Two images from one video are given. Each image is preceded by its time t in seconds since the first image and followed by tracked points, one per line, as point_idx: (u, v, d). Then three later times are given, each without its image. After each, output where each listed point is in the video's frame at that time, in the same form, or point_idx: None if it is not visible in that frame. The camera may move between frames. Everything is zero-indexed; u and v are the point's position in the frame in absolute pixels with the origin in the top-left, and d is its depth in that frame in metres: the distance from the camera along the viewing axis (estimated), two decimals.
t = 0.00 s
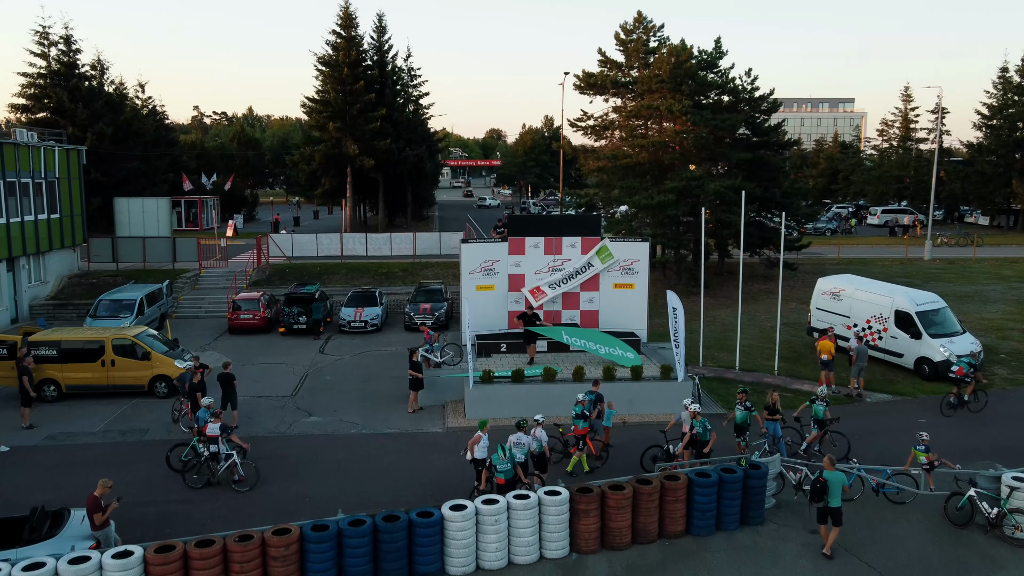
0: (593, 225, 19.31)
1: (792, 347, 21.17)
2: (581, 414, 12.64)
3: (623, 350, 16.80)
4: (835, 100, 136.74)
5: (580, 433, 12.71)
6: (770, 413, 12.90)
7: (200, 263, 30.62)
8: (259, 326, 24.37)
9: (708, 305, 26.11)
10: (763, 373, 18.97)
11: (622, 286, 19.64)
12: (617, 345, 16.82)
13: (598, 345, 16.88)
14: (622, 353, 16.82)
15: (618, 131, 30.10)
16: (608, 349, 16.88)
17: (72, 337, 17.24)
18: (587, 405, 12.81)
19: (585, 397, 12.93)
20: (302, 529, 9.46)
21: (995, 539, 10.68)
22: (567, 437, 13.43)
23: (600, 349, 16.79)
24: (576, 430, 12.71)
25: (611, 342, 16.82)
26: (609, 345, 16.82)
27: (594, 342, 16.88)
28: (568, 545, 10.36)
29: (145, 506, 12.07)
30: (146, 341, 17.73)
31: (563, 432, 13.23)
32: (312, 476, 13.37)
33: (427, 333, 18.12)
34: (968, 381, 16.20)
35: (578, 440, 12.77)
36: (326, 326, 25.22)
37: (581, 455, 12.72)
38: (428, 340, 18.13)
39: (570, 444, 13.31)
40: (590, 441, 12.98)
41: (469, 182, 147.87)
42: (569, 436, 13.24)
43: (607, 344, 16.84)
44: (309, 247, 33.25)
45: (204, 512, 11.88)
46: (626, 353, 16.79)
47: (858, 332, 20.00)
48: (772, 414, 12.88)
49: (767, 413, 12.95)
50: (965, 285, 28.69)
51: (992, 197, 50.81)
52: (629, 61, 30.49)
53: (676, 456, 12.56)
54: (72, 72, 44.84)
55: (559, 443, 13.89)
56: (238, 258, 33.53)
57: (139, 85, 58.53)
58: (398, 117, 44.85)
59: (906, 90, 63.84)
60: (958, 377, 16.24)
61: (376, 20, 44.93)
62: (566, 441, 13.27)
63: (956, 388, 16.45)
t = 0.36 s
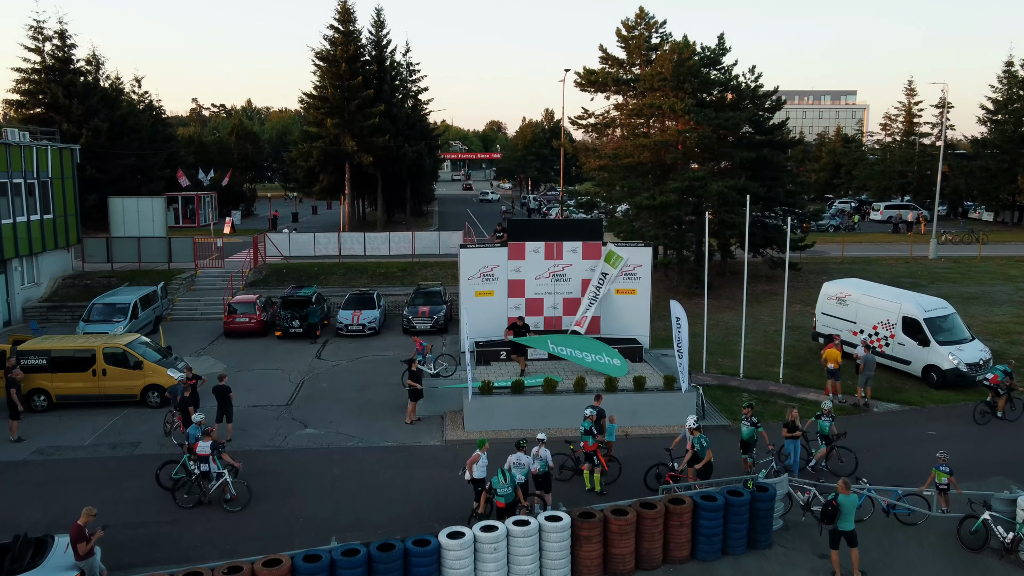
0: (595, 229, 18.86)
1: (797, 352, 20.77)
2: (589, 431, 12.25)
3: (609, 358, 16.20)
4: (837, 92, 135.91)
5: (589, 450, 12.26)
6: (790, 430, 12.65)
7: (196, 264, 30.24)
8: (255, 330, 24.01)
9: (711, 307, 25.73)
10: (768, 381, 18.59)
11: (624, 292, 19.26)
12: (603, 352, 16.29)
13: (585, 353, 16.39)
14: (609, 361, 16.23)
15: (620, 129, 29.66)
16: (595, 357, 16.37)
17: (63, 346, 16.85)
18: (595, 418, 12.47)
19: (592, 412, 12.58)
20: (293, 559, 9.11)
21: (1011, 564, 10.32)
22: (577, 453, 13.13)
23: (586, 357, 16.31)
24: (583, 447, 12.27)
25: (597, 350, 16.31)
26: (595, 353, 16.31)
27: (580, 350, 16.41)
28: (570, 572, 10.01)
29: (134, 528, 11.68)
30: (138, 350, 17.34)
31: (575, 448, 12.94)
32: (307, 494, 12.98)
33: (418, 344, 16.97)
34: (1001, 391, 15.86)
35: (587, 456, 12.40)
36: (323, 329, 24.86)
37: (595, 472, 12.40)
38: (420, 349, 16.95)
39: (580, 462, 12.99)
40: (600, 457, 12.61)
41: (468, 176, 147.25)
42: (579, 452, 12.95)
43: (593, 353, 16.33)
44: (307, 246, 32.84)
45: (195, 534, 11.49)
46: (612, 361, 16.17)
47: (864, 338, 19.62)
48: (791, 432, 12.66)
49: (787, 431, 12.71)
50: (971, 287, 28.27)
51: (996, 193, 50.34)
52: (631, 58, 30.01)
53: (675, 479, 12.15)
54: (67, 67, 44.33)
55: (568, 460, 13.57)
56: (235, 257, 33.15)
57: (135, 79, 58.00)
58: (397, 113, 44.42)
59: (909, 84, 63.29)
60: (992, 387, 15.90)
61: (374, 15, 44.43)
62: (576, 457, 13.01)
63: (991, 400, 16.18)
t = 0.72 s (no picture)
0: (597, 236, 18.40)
1: (802, 360, 20.34)
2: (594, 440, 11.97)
3: (591, 359, 15.92)
4: (839, 85, 135.09)
5: (597, 470, 11.97)
6: (807, 451, 12.04)
7: (191, 266, 29.84)
8: (251, 335, 23.61)
9: (713, 311, 25.33)
10: (773, 391, 18.16)
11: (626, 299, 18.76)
12: (584, 354, 15.95)
13: (566, 357, 15.97)
14: (591, 362, 15.97)
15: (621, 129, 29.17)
16: (577, 360, 15.99)
17: (51, 357, 16.45)
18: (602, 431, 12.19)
19: (601, 429, 12.32)
20: None
21: None
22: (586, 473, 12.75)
23: (568, 362, 15.87)
24: (592, 467, 11.99)
25: (578, 353, 15.93)
26: (576, 356, 15.92)
27: (561, 355, 15.92)
28: None
29: (120, 554, 11.27)
30: (129, 361, 16.92)
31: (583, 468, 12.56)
32: (300, 515, 12.57)
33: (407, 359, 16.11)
34: None
35: (597, 476, 12.08)
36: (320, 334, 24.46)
37: (607, 493, 12.13)
38: (411, 365, 16.04)
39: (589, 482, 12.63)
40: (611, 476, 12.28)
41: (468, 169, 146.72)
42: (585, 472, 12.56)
43: (575, 356, 15.94)
44: (304, 246, 32.37)
45: (183, 560, 11.08)
46: (595, 361, 15.93)
47: (872, 346, 19.19)
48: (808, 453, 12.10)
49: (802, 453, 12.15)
50: (978, 289, 27.83)
51: (1001, 190, 49.86)
52: (632, 56, 29.46)
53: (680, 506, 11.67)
54: (61, 63, 43.85)
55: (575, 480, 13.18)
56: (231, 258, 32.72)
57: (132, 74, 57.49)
58: (395, 109, 43.94)
59: (913, 78, 62.74)
60: None
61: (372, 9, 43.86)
62: (584, 477, 12.60)
63: None
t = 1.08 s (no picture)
0: (599, 245, 17.95)
1: (809, 371, 19.87)
2: (577, 452, 12.28)
3: (575, 377, 15.02)
4: (842, 78, 134.20)
5: (612, 498, 11.44)
6: (826, 481, 11.39)
7: (185, 269, 29.36)
8: (245, 342, 23.14)
9: (717, 317, 24.84)
10: (779, 405, 17.70)
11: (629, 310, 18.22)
12: (568, 373, 15.06)
13: (549, 376, 15.08)
14: (575, 381, 15.07)
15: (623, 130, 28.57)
16: (560, 379, 15.09)
17: (37, 373, 15.97)
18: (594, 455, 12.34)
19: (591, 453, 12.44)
20: None
21: None
22: (593, 500, 12.27)
23: (550, 380, 14.97)
24: (605, 494, 11.47)
25: (561, 371, 15.05)
26: (559, 375, 15.02)
27: (545, 373, 15.05)
28: None
29: None
30: (117, 375, 16.45)
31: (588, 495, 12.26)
32: (293, 542, 12.12)
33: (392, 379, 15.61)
34: None
35: (608, 505, 11.57)
36: (317, 341, 24.00)
37: (615, 522, 11.67)
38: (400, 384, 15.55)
39: (597, 508, 12.16)
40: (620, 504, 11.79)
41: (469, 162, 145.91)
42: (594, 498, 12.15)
43: (558, 374, 15.03)
44: (301, 248, 31.86)
45: None
46: (578, 380, 15.01)
47: (880, 357, 18.69)
48: (827, 483, 11.40)
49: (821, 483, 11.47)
50: (987, 294, 27.35)
51: (1008, 187, 49.33)
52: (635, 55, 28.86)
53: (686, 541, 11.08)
54: (54, 59, 43.24)
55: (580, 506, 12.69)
56: (226, 259, 32.25)
57: (127, 69, 56.85)
58: (394, 106, 43.37)
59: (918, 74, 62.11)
60: None
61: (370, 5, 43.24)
62: (592, 504, 12.17)
63: None
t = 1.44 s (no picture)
0: (601, 257, 17.41)
1: (817, 386, 19.30)
2: (571, 480, 11.82)
3: (565, 393, 14.55)
4: (846, 71, 133.21)
5: (625, 532, 10.80)
6: (846, 518, 10.90)
7: (179, 273, 28.81)
8: (238, 351, 22.61)
9: (721, 325, 24.27)
10: (787, 423, 17.15)
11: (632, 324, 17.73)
12: (557, 389, 14.55)
13: (539, 395, 14.49)
14: (565, 397, 14.62)
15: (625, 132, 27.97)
16: (550, 397, 14.54)
17: (20, 391, 15.41)
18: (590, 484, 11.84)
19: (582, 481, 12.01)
20: None
21: None
22: (602, 534, 11.71)
23: (542, 400, 14.38)
24: (618, 529, 10.86)
25: (551, 389, 14.50)
26: (550, 393, 14.46)
27: (534, 394, 14.43)
28: None
29: None
30: (103, 393, 15.88)
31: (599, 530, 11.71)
32: None
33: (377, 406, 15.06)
34: None
35: (619, 541, 10.86)
36: (312, 350, 23.47)
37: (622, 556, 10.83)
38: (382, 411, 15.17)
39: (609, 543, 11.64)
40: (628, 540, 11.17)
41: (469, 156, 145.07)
42: (599, 532, 11.68)
43: (548, 392, 14.46)
44: (297, 251, 31.28)
45: None
46: (569, 395, 14.56)
47: (891, 372, 18.14)
48: (846, 520, 10.91)
49: (839, 519, 10.97)
50: (997, 300, 26.78)
51: (1015, 186, 48.72)
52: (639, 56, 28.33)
53: None
54: (47, 55, 42.53)
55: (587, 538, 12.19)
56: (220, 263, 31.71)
57: (123, 65, 56.12)
58: (392, 104, 42.73)
59: (923, 69, 61.42)
60: None
61: None
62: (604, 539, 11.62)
63: None
